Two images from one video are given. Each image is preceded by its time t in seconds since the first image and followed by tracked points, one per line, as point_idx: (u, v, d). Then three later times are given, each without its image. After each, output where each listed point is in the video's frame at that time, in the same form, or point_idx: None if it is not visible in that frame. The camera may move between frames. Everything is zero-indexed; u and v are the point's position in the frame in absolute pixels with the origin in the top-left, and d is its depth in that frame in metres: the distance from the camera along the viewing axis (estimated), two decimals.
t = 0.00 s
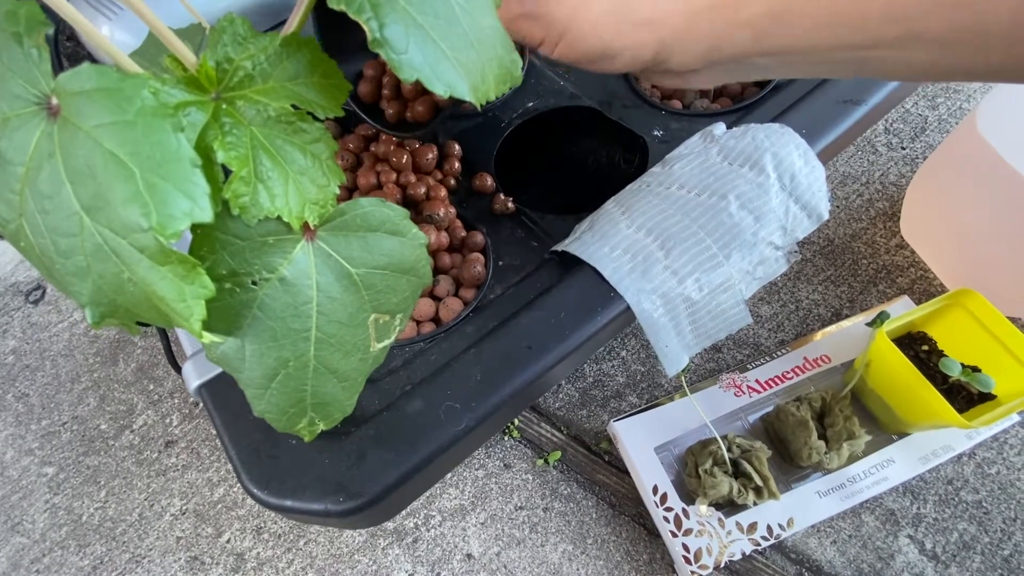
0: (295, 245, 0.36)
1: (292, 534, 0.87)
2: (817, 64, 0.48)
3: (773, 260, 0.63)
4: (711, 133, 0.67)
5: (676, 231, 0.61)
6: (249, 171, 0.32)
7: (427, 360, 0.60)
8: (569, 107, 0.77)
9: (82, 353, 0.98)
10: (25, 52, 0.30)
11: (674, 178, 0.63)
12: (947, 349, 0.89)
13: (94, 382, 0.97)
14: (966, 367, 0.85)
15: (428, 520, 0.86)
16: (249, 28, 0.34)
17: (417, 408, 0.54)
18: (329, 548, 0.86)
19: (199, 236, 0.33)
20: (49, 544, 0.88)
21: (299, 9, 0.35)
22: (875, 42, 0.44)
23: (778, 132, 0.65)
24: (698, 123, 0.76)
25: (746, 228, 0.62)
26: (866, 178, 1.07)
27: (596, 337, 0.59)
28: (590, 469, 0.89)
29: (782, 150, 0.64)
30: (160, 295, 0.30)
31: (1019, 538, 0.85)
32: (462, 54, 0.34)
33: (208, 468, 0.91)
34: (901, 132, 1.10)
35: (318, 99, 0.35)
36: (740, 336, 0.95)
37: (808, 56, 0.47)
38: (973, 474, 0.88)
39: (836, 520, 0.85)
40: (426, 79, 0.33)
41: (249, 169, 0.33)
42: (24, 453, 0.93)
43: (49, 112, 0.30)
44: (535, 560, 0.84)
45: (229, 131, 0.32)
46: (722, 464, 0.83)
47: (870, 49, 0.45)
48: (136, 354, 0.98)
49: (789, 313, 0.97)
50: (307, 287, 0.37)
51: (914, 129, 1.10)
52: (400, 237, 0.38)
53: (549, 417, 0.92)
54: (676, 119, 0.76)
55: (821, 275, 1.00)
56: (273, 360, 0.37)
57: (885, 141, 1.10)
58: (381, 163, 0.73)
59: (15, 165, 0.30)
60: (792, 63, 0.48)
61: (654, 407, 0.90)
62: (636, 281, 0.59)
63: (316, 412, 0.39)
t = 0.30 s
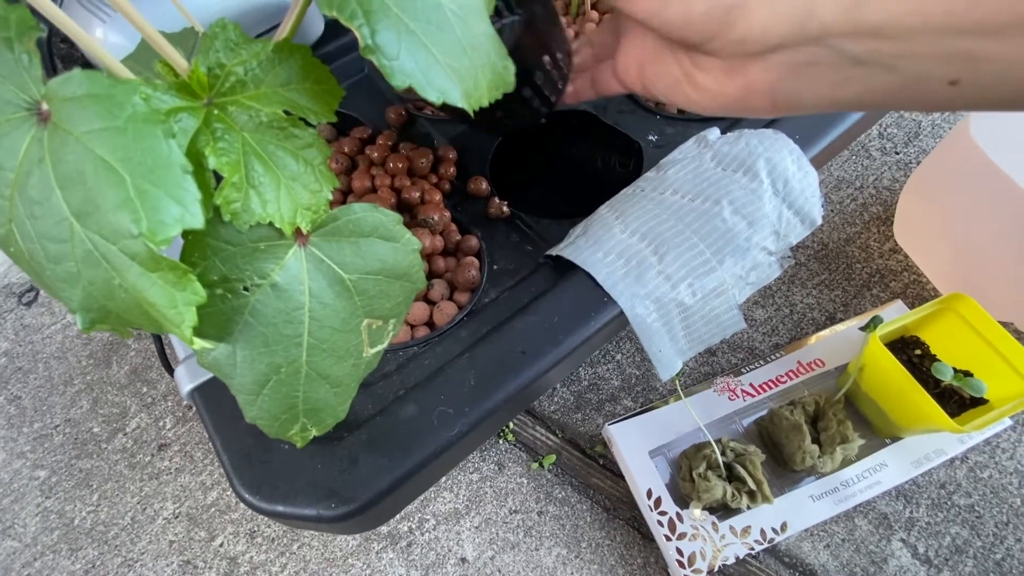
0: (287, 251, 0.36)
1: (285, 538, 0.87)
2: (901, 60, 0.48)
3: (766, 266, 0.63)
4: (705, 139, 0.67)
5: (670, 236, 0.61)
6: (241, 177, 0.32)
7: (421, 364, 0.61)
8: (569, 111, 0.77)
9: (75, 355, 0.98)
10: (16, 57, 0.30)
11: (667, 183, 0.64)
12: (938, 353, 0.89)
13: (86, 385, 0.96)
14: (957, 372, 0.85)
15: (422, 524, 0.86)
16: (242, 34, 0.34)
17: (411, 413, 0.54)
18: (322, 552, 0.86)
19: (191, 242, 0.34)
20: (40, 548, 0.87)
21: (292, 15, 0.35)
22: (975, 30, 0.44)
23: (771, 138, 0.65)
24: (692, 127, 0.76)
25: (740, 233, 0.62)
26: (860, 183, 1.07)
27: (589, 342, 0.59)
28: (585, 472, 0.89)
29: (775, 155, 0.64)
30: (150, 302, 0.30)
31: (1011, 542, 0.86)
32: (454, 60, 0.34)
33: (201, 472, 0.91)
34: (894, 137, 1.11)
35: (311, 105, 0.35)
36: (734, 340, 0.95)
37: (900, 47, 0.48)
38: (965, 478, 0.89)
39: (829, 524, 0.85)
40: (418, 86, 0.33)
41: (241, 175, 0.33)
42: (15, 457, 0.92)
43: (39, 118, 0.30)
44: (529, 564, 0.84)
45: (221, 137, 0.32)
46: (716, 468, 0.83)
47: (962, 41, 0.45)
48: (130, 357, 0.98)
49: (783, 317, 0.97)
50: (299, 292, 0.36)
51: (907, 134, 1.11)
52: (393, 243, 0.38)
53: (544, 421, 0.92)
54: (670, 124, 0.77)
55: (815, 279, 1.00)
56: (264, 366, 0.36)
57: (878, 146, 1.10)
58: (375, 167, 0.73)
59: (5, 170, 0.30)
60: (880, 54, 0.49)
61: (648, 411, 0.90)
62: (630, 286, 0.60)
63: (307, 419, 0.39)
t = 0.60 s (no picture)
0: (295, 275, 0.37)
1: (286, 547, 0.87)
2: (1006, 101, 0.52)
3: (764, 281, 0.64)
4: (705, 154, 0.69)
5: (669, 252, 0.62)
6: (251, 204, 0.33)
7: (423, 378, 0.62)
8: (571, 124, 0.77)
9: (75, 363, 0.98)
10: (31, 87, 0.31)
11: (666, 199, 0.65)
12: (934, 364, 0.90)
13: (87, 393, 0.97)
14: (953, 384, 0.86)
15: (422, 533, 0.87)
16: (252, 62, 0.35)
17: (413, 428, 0.55)
18: (324, 561, 0.86)
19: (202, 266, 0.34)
20: (42, 556, 0.88)
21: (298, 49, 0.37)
22: None
23: (768, 155, 0.65)
24: (690, 141, 0.77)
25: (738, 249, 0.63)
26: (856, 193, 1.08)
27: (590, 356, 0.60)
28: (584, 481, 0.90)
29: (775, 171, 0.64)
30: (162, 327, 0.31)
31: (1005, 551, 0.87)
32: (460, 87, 0.35)
33: (202, 480, 0.92)
34: (891, 147, 1.12)
35: (320, 130, 0.36)
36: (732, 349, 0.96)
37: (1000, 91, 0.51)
38: (960, 488, 0.89)
39: (826, 533, 0.86)
40: (425, 115, 0.34)
41: (251, 202, 0.33)
42: (17, 464, 0.93)
43: (54, 146, 0.30)
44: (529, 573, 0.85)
45: (232, 164, 0.33)
46: (715, 478, 0.84)
47: None
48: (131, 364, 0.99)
49: (780, 326, 0.98)
50: (307, 314, 0.37)
51: (903, 145, 1.12)
52: (399, 264, 0.38)
53: (544, 430, 0.92)
54: (669, 138, 0.77)
55: (812, 288, 1.01)
56: (272, 388, 0.37)
57: (875, 156, 1.11)
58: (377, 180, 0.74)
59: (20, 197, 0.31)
60: (982, 95, 0.53)
61: (647, 420, 0.91)
62: (630, 301, 0.60)
63: (313, 438, 0.39)
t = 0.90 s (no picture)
0: (286, 289, 0.37)
1: (279, 555, 0.87)
2: (958, 114, 0.56)
3: (756, 291, 0.64)
4: (697, 165, 0.69)
5: (663, 262, 0.62)
6: (242, 220, 0.33)
7: (415, 388, 0.62)
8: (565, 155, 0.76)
9: (68, 368, 0.98)
10: (22, 104, 0.31)
11: (660, 209, 0.65)
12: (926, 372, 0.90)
13: (80, 399, 0.96)
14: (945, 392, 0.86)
15: (416, 541, 0.87)
16: (244, 77, 0.35)
17: (406, 439, 0.55)
18: (317, 568, 0.87)
19: (193, 281, 0.34)
20: (33, 563, 0.88)
21: (290, 63, 0.37)
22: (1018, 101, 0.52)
23: (761, 166, 0.65)
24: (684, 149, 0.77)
25: (731, 260, 0.63)
26: (851, 201, 1.08)
27: (583, 366, 0.60)
28: (578, 489, 0.90)
29: (767, 182, 0.64)
30: (150, 343, 0.31)
31: (997, 560, 0.87)
32: (451, 103, 0.35)
33: (195, 487, 0.91)
34: (884, 156, 1.12)
35: (313, 146, 0.36)
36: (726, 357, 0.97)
37: (956, 108, 0.56)
38: (953, 495, 0.90)
39: (820, 541, 0.87)
40: (417, 132, 0.33)
41: (242, 218, 0.33)
42: (8, 471, 0.92)
43: (44, 162, 0.30)
44: None
45: (223, 180, 0.33)
46: (709, 486, 0.84)
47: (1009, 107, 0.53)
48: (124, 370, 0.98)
49: (774, 334, 0.98)
50: (298, 328, 0.37)
51: (897, 153, 1.12)
52: (390, 278, 0.38)
53: (538, 437, 0.92)
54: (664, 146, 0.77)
55: (806, 296, 1.01)
56: (262, 402, 0.37)
57: (869, 164, 1.11)
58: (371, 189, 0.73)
59: (10, 213, 0.30)
60: (940, 112, 0.57)
61: (641, 427, 0.91)
62: (623, 312, 0.61)
63: (304, 450, 0.39)
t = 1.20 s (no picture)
0: (294, 277, 0.36)
1: (278, 553, 0.86)
2: (903, 111, 0.58)
3: (763, 286, 0.64)
4: (704, 159, 0.69)
5: (671, 257, 0.61)
6: (250, 206, 0.32)
7: (420, 383, 0.61)
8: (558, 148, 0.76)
9: (65, 365, 0.96)
10: (23, 84, 0.30)
11: (667, 203, 0.65)
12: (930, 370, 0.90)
13: (77, 396, 0.95)
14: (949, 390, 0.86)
15: (417, 539, 0.86)
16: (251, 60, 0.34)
17: (411, 434, 0.54)
18: (316, 567, 0.86)
19: (198, 269, 0.33)
20: (27, 563, 0.87)
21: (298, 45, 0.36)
22: (962, 98, 0.54)
23: (769, 160, 0.65)
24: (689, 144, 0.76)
25: (739, 255, 0.62)
26: (853, 199, 1.08)
27: (589, 362, 0.59)
28: (581, 487, 0.89)
29: (775, 176, 0.64)
30: (155, 331, 0.30)
31: (1001, 558, 0.87)
32: (462, 87, 0.34)
33: (193, 486, 0.90)
34: (887, 154, 1.11)
35: (320, 132, 0.35)
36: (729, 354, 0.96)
37: (904, 105, 0.57)
38: (957, 494, 0.89)
39: (824, 539, 0.86)
40: (428, 115, 0.33)
41: (249, 204, 0.32)
42: (3, 468, 0.91)
43: (47, 144, 0.29)
44: None
45: (229, 164, 0.32)
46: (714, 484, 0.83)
47: (954, 103, 0.55)
48: (121, 367, 0.97)
49: (777, 331, 0.98)
50: (305, 318, 0.36)
51: (899, 151, 1.12)
52: (400, 267, 0.38)
53: (541, 434, 0.91)
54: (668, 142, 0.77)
55: (809, 293, 1.00)
56: (269, 393, 0.36)
57: (871, 162, 1.11)
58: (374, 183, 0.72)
59: (10, 197, 0.30)
60: (887, 109, 0.59)
61: (644, 425, 0.90)
62: (631, 306, 0.60)
63: (310, 444, 0.38)
